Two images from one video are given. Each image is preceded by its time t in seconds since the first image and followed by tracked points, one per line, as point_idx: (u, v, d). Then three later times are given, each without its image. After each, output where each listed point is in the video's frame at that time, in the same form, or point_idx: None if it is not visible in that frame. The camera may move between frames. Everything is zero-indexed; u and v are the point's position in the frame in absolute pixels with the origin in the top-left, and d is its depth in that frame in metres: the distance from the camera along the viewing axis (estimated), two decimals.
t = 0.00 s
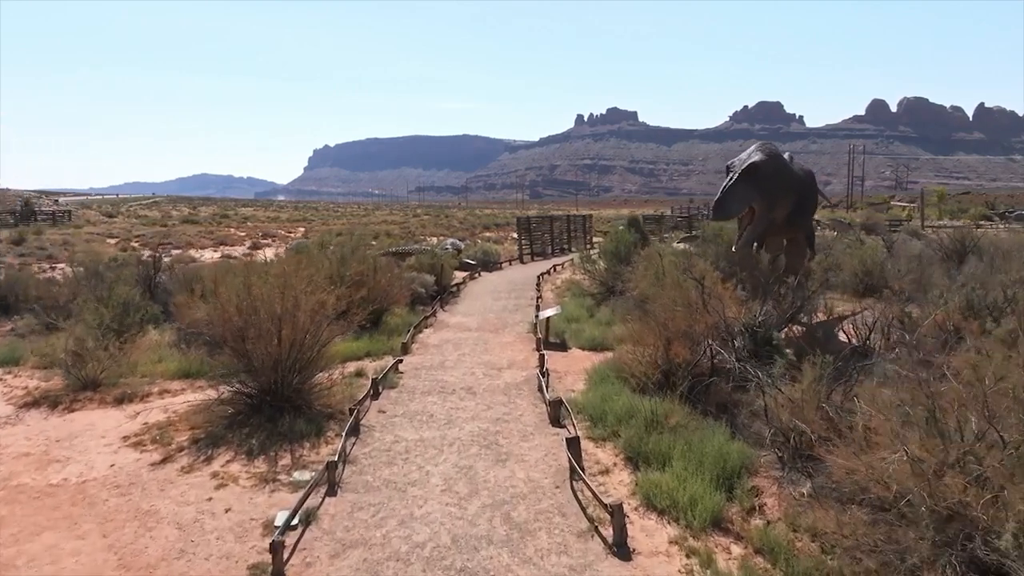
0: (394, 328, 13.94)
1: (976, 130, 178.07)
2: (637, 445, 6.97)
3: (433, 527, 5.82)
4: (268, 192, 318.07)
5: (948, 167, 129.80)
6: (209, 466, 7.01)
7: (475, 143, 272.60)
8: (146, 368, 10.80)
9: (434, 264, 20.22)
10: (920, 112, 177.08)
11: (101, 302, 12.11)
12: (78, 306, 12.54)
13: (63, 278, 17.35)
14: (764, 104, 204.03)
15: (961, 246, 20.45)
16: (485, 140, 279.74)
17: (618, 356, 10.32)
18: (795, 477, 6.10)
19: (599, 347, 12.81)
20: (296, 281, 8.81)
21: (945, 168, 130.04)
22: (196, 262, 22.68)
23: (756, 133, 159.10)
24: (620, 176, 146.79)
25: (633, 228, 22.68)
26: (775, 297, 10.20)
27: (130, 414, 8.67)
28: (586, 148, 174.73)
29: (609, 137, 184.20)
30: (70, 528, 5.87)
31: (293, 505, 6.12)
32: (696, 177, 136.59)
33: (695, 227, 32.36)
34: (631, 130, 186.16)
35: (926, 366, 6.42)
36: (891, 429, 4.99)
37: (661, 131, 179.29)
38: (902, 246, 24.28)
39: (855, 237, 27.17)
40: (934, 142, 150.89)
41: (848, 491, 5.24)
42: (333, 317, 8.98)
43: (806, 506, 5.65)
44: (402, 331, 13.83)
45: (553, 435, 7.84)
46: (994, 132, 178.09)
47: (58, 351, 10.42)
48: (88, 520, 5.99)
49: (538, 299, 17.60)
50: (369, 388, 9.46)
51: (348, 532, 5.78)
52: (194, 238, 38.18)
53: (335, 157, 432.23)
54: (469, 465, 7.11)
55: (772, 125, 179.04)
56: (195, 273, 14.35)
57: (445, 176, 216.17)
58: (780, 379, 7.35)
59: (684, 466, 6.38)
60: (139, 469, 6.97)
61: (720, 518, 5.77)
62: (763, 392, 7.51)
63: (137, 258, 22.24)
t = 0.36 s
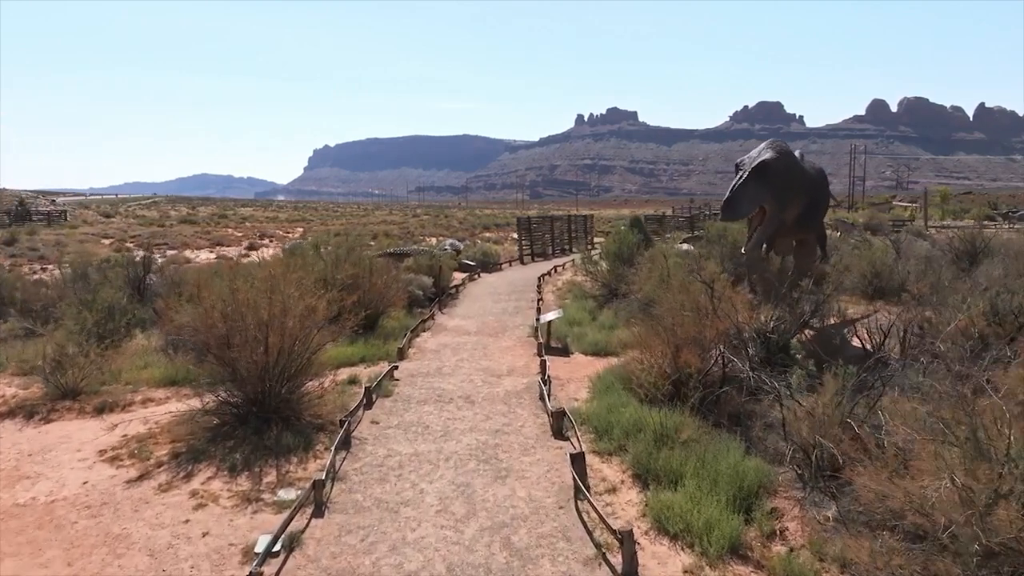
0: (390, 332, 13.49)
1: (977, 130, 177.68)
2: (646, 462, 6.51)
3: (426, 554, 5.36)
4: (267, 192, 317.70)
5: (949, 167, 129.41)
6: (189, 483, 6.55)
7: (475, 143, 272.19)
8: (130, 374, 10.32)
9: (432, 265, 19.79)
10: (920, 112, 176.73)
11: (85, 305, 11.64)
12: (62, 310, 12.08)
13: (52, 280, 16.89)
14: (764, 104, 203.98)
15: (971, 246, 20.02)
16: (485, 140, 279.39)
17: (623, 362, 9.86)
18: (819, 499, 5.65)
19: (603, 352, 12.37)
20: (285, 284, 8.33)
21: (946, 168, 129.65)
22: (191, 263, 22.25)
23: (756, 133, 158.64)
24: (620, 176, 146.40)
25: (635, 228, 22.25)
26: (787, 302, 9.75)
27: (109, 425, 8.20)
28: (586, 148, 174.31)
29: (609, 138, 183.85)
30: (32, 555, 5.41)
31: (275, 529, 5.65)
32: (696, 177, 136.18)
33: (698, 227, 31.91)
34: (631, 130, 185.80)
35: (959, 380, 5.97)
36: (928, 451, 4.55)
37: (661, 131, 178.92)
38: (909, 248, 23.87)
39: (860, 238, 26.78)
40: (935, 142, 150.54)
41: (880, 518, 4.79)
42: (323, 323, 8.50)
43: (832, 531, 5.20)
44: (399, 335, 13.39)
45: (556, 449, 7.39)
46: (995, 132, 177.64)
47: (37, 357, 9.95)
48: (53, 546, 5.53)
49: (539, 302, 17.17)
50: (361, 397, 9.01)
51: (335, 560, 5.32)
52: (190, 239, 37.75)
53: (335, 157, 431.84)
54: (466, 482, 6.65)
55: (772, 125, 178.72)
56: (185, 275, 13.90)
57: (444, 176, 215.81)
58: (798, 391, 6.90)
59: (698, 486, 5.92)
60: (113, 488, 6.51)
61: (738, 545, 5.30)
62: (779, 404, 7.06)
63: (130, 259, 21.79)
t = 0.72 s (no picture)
0: (386, 336, 13.04)
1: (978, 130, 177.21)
2: (657, 480, 6.06)
3: None
4: (267, 192, 317.38)
5: (950, 167, 128.97)
6: (166, 503, 6.10)
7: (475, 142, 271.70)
8: (113, 382, 9.85)
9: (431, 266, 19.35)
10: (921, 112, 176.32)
11: (68, 309, 11.16)
12: (44, 313, 11.62)
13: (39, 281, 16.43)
14: (765, 104, 203.47)
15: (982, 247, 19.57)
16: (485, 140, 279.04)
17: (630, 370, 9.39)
18: (846, 523, 5.21)
19: (606, 358, 11.91)
20: (273, 288, 7.86)
21: (947, 168, 129.21)
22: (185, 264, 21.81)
23: (757, 133, 158.13)
24: (621, 177, 145.95)
25: (638, 229, 21.80)
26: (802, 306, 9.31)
27: (86, 437, 7.74)
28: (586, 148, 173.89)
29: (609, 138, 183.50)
30: None
31: (256, 556, 5.20)
32: (697, 177, 135.77)
33: (701, 227, 31.44)
34: (631, 130, 185.38)
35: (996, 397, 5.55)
36: (976, 479, 4.12)
37: (661, 131, 178.52)
38: (916, 248, 23.44)
39: (866, 238, 26.36)
40: (935, 142, 150.11)
41: (919, 549, 4.33)
42: (313, 328, 8.04)
43: (864, 561, 4.75)
44: (395, 339, 12.93)
45: (560, 465, 6.93)
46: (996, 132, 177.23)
47: (16, 364, 9.49)
48: None
49: (540, 304, 16.72)
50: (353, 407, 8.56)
51: None
52: (186, 239, 37.30)
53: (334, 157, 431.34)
54: (463, 502, 6.20)
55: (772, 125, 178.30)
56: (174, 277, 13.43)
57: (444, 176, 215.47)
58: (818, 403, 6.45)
59: (714, 508, 5.46)
60: (84, 509, 6.05)
61: None
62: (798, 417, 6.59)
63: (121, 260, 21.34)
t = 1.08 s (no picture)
0: (382, 341, 12.59)
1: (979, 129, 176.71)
2: (670, 502, 5.60)
3: None
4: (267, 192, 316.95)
5: (951, 167, 128.52)
6: (140, 526, 5.65)
7: (475, 142, 271.16)
8: (95, 389, 9.40)
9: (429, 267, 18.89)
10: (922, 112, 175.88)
11: (50, 314, 10.74)
12: (26, 317, 11.16)
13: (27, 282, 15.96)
14: (765, 104, 203.21)
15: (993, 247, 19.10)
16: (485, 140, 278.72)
17: (637, 377, 8.93)
18: (880, 556, 4.77)
19: (611, 363, 11.45)
20: (258, 292, 7.41)
21: (948, 168, 128.74)
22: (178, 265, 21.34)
23: (757, 133, 157.67)
24: (621, 176, 145.49)
25: (640, 228, 21.36)
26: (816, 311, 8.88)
27: (61, 451, 7.28)
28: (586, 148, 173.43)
29: (609, 137, 183.10)
30: None
31: None
32: (697, 177, 135.33)
33: (703, 227, 30.96)
34: (631, 129, 185.02)
35: None
36: None
37: (661, 131, 178.10)
38: (923, 249, 22.98)
39: (871, 238, 25.91)
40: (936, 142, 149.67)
41: None
42: (302, 335, 7.61)
43: None
44: (392, 344, 12.49)
45: (564, 482, 6.49)
46: (998, 131, 176.72)
47: None
48: None
49: (540, 306, 16.28)
50: (344, 418, 8.12)
51: None
52: (181, 239, 36.85)
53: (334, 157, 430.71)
54: (461, 524, 5.75)
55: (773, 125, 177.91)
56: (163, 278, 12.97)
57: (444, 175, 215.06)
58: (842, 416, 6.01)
59: (733, 533, 5.00)
60: (52, 532, 5.60)
61: None
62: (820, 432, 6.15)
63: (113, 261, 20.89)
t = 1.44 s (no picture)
0: (378, 345, 12.19)
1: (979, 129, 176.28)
2: (683, 524, 5.19)
3: None
4: (267, 192, 316.79)
5: (952, 167, 128.12)
6: (112, 549, 5.25)
7: (475, 142, 270.78)
8: (77, 398, 8.99)
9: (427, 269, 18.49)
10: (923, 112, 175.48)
11: (32, 318, 10.35)
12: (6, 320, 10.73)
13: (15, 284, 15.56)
14: (766, 104, 202.88)
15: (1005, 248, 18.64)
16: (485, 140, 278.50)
17: (644, 385, 8.50)
18: None
19: (615, 368, 11.03)
20: (245, 296, 6.99)
21: (949, 168, 128.30)
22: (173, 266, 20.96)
23: (758, 133, 157.27)
24: (621, 176, 145.08)
25: (643, 229, 20.95)
26: (832, 315, 8.47)
27: (34, 465, 6.88)
28: (586, 148, 173.09)
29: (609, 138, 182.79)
30: None
31: None
32: (698, 177, 134.95)
33: (706, 227, 30.56)
34: (631, 130, 184.73)
35: None
36: None
37: (661, 131, 177.83)
38: (931, 249, 22.56)
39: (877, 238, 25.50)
40: (937, 142, 149.29)
41: None
42: (292, 341, 7.19)
43: None
44: (388, 348, 12.10)
45: (568, 500, 6.08)
46: (998, 131, 176.37)
47: None
48: None
49: (541, 309, 15.88)
50: (336, 428, 7.73)
51: None
52: (177, 239, 36.49)
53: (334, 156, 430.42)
54: (457, 547, 5.34)
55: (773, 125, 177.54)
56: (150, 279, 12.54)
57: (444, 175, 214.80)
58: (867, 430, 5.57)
59: (753, 559, 4.57)
60: (16, 557, 5.19)
61: None
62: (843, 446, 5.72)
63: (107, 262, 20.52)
